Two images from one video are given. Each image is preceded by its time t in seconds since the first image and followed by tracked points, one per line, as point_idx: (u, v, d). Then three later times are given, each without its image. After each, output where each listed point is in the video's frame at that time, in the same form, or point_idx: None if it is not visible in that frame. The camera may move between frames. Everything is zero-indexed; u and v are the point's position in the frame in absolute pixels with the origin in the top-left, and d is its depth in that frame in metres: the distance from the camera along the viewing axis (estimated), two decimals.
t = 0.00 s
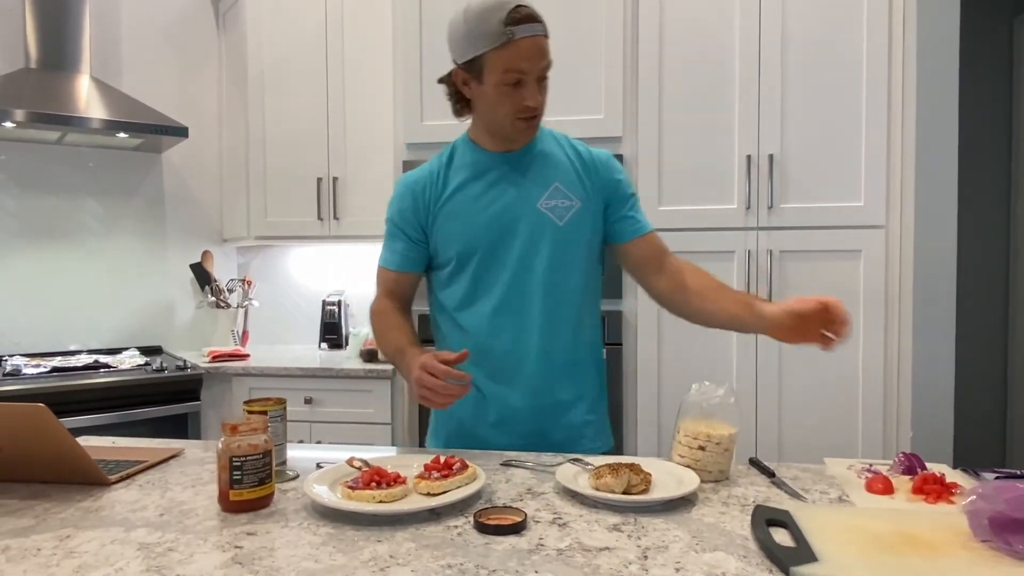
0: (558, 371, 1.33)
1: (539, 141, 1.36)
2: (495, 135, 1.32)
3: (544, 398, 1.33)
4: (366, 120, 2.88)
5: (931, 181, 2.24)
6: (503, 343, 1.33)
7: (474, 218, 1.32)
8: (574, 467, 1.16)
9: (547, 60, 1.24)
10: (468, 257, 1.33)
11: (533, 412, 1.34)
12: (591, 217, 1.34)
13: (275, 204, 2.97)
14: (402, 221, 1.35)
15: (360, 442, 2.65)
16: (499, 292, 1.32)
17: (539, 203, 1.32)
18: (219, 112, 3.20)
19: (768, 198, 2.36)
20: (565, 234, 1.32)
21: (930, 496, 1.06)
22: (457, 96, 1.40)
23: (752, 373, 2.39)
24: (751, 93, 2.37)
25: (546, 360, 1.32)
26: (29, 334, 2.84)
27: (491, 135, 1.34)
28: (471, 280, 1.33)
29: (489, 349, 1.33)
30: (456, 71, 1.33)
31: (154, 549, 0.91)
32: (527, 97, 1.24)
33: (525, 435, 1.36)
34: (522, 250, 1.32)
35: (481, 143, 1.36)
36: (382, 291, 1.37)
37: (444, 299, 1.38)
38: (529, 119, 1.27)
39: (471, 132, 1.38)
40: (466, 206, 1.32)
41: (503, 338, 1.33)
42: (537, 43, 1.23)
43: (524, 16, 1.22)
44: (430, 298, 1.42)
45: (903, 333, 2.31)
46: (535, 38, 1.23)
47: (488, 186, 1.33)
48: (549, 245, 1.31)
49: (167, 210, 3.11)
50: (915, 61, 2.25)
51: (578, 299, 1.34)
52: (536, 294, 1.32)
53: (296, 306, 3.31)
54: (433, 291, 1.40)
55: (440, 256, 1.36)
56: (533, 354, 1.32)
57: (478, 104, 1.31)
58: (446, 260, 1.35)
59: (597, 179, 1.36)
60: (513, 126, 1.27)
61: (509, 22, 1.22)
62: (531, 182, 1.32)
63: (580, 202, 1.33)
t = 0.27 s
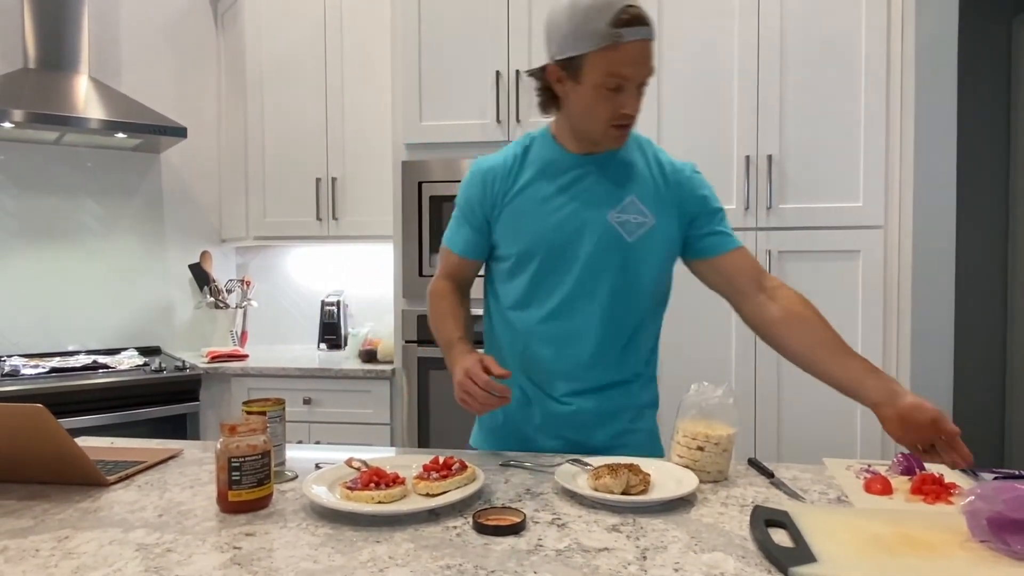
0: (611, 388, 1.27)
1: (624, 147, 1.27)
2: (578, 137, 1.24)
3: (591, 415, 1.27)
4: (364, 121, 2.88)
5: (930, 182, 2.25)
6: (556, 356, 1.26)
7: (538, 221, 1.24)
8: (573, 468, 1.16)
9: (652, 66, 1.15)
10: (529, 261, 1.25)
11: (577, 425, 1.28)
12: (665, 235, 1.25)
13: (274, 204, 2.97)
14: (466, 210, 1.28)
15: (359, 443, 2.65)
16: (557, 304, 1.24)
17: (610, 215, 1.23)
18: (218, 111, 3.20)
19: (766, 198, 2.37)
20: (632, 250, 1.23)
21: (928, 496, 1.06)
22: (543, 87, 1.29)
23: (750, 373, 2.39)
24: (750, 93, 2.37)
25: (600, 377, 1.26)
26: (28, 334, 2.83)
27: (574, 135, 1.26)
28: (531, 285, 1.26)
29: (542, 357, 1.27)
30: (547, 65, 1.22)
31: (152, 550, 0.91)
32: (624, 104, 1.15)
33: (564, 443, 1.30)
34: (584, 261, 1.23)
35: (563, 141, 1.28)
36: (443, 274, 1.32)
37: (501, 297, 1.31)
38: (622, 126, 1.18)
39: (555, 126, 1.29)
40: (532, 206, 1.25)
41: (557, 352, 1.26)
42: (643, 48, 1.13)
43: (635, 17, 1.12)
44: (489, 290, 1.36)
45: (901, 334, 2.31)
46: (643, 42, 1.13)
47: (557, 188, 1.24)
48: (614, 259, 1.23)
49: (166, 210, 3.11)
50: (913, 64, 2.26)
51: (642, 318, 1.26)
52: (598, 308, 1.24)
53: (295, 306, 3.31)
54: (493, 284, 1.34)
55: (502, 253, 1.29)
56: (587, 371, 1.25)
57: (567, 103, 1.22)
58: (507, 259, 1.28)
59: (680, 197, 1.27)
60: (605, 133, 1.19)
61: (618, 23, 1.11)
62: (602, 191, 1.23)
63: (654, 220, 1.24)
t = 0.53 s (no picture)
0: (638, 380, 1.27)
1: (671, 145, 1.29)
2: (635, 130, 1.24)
3: (616, 403, 1.27)
4: (362, 121, 2.88)
5: (928, 183, 2.25)
6: (588, 346, 1.25)
7: (581, 205, 1.23)
8: (572, 469, 1.16)
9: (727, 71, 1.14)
10: (569, 244, 1.24)
11: (601, 414, 1.27)
12: (706, 236, 1.27)
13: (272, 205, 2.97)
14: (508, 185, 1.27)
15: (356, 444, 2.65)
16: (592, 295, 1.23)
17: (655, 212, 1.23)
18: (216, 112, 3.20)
19: (764, 199, 2.37)
20: (671, 249, 1.23)
21: (927, 497, 1.06)
22: (609, 69, 1.27)
23: (748, 374, 2.39)
24: (748, 94, 2.37)
25: (632, 368, 1.26)
26: (26, 335, 2.83)
27: (631, 128, 1.26)
28: (567, 272, 1.25)
29: (575, 342, 1.26)
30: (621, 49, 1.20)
31: (149, 553, 0.90)
32: (689, 105, 1.15)
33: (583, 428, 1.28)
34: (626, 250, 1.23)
35: (616, 130, 1.27)
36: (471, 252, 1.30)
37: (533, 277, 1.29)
38: (682, 125, 1.18)
39: (613, 109, 1.28)
40: (575, 193, 1.24)
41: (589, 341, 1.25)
42: (723, 53, 1.11)
43: (719, 19, 1.10)
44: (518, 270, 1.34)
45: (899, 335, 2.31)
46: (724, 46, 1.11)
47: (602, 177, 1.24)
48: (654, 254, 1.23)
49: (164, 211, 3.11)
50: (912, 64, 2.26)
51: (678, 312, 1.27)
52: (637, 298, 1.24)
53: (293, 307, 3.31)
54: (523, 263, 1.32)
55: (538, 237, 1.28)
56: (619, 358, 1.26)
57: (631, 93, 1.21)
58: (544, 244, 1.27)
59: (721, 203, 1.30)
60: (664, 131, 1.19)
61: (703, 23, 1.09)
62: (647, 186, 1.24)
63: (697, 221, 1.25)
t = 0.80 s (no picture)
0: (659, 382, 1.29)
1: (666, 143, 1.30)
2: (627, 127, 1.25)
3: (640, 409, 1.28)
4: (361, 122, 2.88)
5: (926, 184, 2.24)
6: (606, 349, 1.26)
7: (590, 214, 1.23)
8: (570, 471, 1.16)
9: (710, 64, 1.14)
10: (581, 254, 1.24)
11: (624, 415, 1.29)
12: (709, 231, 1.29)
13: (270, 206, 2.96)
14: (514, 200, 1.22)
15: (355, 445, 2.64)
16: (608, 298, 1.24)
17: (662, 210, 1.24)
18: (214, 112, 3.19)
19: (762, 200, 2.37)
20: (681, 245, 1.25)
21: (925, 498, 1.06)
22: (598, 71, 1.29)
23: (746, 375, 2.39)
24: (746, 95, 2.37)
25: (652, 371, 1.28)
26: (23, 336, 2.82)
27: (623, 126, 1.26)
28: (581, 280, 1.24)
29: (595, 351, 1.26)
30: (605, 50, 1.22)
31: (146, 555, 0.90)
32: (676, 100, 1.16)
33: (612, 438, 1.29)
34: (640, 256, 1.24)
35: (610, 132, 1.28)
36: (479, 269, 1.22)
37: (546, 291, 1.28)
38: (670, 121, 1.19)
39: (603, 112, 1.30)
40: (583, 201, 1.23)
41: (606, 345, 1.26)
42: (705, 45, 1.12)
43: (699, 13, 1.11)
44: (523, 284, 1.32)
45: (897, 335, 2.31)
46: (705, 39, 1.12)
47: (609, 182, 1.24)
48: (666, 253, 1.24)
49: (162, 211, 3.11)
50: (910, 65, 2.26)
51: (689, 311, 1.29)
52: (653, 303, 1.25)
53: (292, 307, 3.30)
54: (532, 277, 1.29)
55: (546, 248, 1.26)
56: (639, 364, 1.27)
57: (619, 92, 1.22)
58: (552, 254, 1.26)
59: (720, 195, 1.33)
60: (654, 127, 1.20)
61: (682, 17, 1.10)
62: (653, 186, 1.25)
63: (701, 216, 1.27)
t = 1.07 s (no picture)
0: (666, 376, 1.30)
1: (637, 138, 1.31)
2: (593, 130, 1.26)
3: (652, 403, 1.29)
4: (359, 123, 2.88)
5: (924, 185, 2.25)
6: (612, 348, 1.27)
7: (582, 218, 1.23)
8: (568, 470, 1.16)
9: (659, 57, 1.16)
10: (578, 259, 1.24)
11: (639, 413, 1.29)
12: (694, 218, 1.30)
13: (268, 206, 2.96)
14: (507, 216, 1.22)
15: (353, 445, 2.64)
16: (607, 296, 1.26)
17: (649, 203, 1.26)
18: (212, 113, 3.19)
19: (761, 200, 2.37)
20: (671, 236, 1.27)
21: (922, 498, 1.06)
22: (557, 86, 1.32)
23: (745, 375, 2.39)
24: (745, 95, 2.37)
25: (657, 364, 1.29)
26: (21, 337, 2.82)
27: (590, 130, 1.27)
28: (578, 284, 1.25)
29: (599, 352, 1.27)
30: (557, 62, 1.25)
31: (143, 554, 0.90)
32: (631, 97, 1.17)
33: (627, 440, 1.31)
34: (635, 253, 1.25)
35: (580, 138, 1.28)
36: (490, 291, 1.19)
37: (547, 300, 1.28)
38: (630, 119, 1.19)
39: (569, 122, 1.31)
40: (571, 207, 1.23)
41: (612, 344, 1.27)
42: (647, 39, 1.14)
43: (638, 10, 1.14)
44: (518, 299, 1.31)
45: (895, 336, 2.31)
46: (647, 33, 1.14)
47: (593, 185, 1.25)
48: (658, 245, 1.26)
49: (160, 212, 3.10)
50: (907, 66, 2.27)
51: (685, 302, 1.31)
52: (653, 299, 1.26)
53: (290, 308, 3.30)
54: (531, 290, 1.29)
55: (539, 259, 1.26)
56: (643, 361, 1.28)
57: (578, 98, 1.24)
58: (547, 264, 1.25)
59: (699, 179, 1.34)
60: (617, 125, 1.20)
61: (620, 16, 1.13)
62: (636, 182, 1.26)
63: (684, 204, 1.28)
